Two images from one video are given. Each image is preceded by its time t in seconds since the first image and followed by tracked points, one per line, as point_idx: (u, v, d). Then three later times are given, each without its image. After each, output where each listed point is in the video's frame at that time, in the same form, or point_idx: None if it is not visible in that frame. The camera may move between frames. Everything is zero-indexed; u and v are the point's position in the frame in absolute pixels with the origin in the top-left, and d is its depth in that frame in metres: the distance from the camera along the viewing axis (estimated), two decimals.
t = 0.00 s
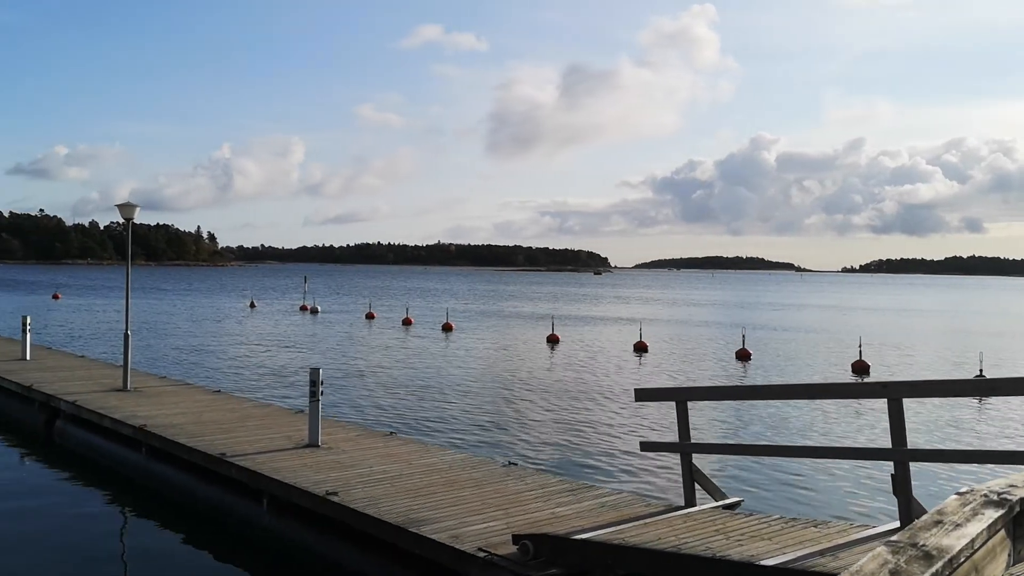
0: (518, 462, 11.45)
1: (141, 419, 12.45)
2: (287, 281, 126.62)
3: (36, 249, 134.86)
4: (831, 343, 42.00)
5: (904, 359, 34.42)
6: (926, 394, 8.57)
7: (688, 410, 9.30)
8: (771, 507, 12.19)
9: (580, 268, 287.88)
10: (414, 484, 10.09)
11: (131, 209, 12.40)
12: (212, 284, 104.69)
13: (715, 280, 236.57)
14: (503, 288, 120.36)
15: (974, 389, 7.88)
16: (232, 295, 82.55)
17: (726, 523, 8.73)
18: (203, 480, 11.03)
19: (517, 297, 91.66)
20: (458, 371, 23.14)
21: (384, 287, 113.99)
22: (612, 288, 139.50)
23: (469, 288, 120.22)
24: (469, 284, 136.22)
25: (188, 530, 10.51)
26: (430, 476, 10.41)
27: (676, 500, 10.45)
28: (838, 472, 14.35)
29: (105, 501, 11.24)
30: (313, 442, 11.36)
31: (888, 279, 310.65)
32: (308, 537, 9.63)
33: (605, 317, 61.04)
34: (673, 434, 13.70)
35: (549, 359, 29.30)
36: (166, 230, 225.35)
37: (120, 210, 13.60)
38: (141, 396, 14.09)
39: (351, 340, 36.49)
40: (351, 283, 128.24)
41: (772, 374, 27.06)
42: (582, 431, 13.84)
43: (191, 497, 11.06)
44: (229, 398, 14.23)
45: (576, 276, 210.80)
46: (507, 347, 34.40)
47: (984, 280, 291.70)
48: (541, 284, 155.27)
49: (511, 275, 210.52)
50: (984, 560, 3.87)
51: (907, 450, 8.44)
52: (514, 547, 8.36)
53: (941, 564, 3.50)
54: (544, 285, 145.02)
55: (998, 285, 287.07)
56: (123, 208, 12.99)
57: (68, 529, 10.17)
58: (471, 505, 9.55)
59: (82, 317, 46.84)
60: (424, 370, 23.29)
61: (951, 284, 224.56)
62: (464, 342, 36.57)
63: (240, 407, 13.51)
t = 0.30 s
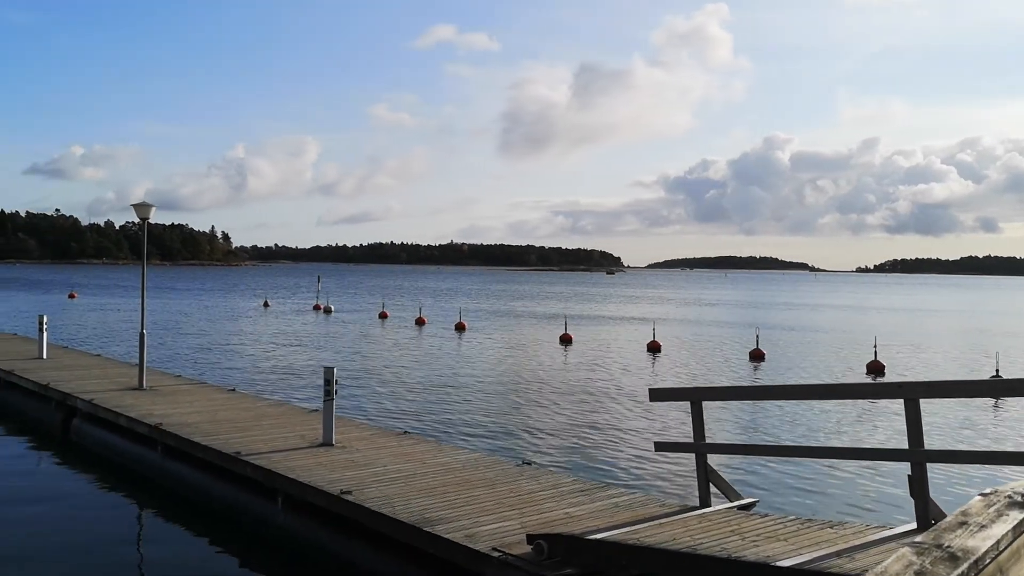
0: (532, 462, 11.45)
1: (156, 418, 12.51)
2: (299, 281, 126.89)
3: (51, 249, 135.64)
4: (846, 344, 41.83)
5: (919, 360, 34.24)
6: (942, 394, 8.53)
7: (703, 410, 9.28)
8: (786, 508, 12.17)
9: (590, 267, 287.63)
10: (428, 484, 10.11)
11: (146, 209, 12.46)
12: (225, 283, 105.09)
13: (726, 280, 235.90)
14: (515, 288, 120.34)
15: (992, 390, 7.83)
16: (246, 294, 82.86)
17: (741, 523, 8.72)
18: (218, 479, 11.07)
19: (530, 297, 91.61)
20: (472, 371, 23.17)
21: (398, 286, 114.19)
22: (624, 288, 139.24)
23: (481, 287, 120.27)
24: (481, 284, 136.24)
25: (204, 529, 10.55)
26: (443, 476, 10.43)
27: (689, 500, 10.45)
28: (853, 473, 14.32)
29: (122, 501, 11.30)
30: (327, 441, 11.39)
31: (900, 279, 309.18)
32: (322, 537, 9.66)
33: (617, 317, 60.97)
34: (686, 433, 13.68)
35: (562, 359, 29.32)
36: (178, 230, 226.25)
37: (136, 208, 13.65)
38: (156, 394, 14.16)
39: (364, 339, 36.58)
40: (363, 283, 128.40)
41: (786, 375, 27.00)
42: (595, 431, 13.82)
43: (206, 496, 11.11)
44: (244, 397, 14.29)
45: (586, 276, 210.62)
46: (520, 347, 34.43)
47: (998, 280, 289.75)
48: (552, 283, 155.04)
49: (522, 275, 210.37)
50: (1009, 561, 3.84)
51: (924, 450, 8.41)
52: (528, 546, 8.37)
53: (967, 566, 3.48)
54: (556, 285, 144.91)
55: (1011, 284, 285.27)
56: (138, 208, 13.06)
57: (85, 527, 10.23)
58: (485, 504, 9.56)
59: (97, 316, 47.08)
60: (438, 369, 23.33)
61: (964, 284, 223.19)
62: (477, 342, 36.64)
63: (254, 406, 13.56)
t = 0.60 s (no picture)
0: (545, 461, 11.44)
1: (171, 417, 12.57)
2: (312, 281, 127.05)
3: (66, 249, 136.38)
4: (861, 343, 41.57)
5: (936, 360, 33.98)
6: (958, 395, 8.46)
7: (718, 410, 9.25)
8: (800, 508, 12.12)
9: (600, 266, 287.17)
10: (442, 483, 10.12)
11: (161, 209, 12.52)
12: (238, 283, 105.50)
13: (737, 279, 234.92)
14: (528, 287, 120.08)
15: (1009, 390, 7.78)
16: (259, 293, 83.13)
17: (756, 524, 8.70)
18: (233, 478, 11.10)
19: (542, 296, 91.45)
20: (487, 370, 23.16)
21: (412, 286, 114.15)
22: (637, 288, 138.69)
23: (495, 287, 120.15)
24: (493, 283, 136.10)
25: (219, 529, 10.58)
26: (457, 475, 10.44)
27: (703, 500, 10.43)
28: (869, 474, 14.24)
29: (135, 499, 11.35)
30: (342, 440, 11.41)
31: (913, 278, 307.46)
32: (336, 536, 9.67)
33: (630, 317, 60.79)
34: (700, 433, 13.65)
35: (576, 358, 29.27)
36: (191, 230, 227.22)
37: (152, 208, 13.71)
38: (171, 393, 14.23)
39: (378, 339, 36.60)
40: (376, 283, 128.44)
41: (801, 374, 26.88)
42: (609, 430, 13.79)
43: (221, 495, 11.14)
44: (258, 396, 14.33)
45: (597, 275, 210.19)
46: (534, 346, 34.39)
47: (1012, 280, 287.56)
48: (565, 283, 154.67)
49: (533, 274, 210.09)
50: None
51: (941, 451, 8.35)
52: (542, 546, 8.36)
53: (993, 567, 3.46)
54: (568, 284, 144.52)
55: None
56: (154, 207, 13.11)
57: (100, 526, 10.28)
58: (499, 504, 9.57)
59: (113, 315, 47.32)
60: (452, 369, 23.33)
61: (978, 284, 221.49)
62: (491, 341, 36.60)
63: (268, 405, 13.60)
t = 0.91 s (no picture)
0: (555, 461, 11.43)
1: (182, 416, 12.59)
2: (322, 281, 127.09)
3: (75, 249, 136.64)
4: (873, 343, 41.39)
5: (947, 359, 33.82)
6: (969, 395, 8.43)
7: (728, 410, 9.24)
8: (810, 508, 12.08)
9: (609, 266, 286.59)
10: (451, 482, 10.12)
11: (171, 209, 12.55)
12: (247, 283, 105.60)
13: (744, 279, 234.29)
14: (537, 287, 119.85)
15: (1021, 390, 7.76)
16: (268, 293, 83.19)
17: (767, 523, 8.68)
18: (243, 477, 11.14)
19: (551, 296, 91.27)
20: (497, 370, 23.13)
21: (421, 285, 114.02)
22: (645, 287, 138.34)
23: (503, 287, 119.98)
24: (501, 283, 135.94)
25: (229, 527, 10.62)
26: (467, 475, 10.44)
27: (713, 500, 10.40)
28: (880, 474, 14.19)
29: (146, 497, 11.40)
30: (352, 440, 11.43)
31: (921, 278, 306.46)
32: (346, 535, 9.69)
33: (639, 316, 60.65)
34: (710, 433, 13.62)
35: (586, 358, 29.20)
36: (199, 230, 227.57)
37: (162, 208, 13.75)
38: (181, 392, 14.27)
39: (387, 339, 36.57)
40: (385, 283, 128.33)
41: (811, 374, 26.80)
42: (619, 430, 13.77)
43: (232, 495, 11.18)
44: (268, 395, 14.34)
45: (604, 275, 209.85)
46: (543, 346, 34.35)
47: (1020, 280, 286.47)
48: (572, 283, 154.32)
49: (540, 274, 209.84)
50: None
51: (952, 451, 8.32)
52: (552, 546, 8.36)
53: (1013, 565, 3.45)
54: (576, 284, 144.14)
55: None
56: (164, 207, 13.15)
57: (112, 525, 10.30)
58: (508, 503, 9.57)
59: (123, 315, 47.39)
60: (463, 369, 23.30)
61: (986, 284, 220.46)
62: (500, 341, 36.54)
63: (278, 405, 13.61)
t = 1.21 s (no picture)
0: (565, 461, 11.43)
1: (193, 415, 12.62)
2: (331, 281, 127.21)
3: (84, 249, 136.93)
4: (883, 343, 41.28)
5: (958, 360, 33.71)
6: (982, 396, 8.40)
7: (739, 410, 9.21)
8: (821, 509, 12.06)
9: (615, 266, 286.23)
10: (461, 482, 10.13)
11: (183, 208, 12.59)
12: (256, 283, 105.81)
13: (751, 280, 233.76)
14: (545, 287, 119.66)
15: None
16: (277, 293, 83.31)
17: (779, 524, 8.65)
18: (254, 476, 11.16)
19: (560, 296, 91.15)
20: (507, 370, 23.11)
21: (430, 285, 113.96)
22: (654, 287, 138.08)
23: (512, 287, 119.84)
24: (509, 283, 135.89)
25: (240, 527, 10.65)
26: (476, 474, 10.45)
27: (724, 500, 10.38)
28: (891, 474, 14.15)
29: (157, 497, 11.44)
30: (362, 439, 11.44)
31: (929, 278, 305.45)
32: (357, 534, 9.70)
33: (647, 317, 60.62)
34: (721, 433, 13.60)
35: (596, 358, 29.17)
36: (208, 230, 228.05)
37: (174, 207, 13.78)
38: (192, 392, 14.30)
39: (397, 338, 36.57)
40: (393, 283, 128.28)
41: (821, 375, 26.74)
42: (629, 430, 13.76)
43: (243, 494, 11.21)
44: (278, 395, 14.36)
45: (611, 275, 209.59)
46: (553, 346, 34.33)
47: None
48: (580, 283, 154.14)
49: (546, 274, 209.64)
50: None
51: (965, 451, 8.29)
52: (563, 546, 8.35)
53: None
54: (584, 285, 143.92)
55: None
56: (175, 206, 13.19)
57: (124, 525, 10.32)
58: (518, 503, 9.57)
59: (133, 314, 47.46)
60: (473, 368, 23.29)
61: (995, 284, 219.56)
62: (510, 341, 36.55)
63: (289, 404, 13.63)
